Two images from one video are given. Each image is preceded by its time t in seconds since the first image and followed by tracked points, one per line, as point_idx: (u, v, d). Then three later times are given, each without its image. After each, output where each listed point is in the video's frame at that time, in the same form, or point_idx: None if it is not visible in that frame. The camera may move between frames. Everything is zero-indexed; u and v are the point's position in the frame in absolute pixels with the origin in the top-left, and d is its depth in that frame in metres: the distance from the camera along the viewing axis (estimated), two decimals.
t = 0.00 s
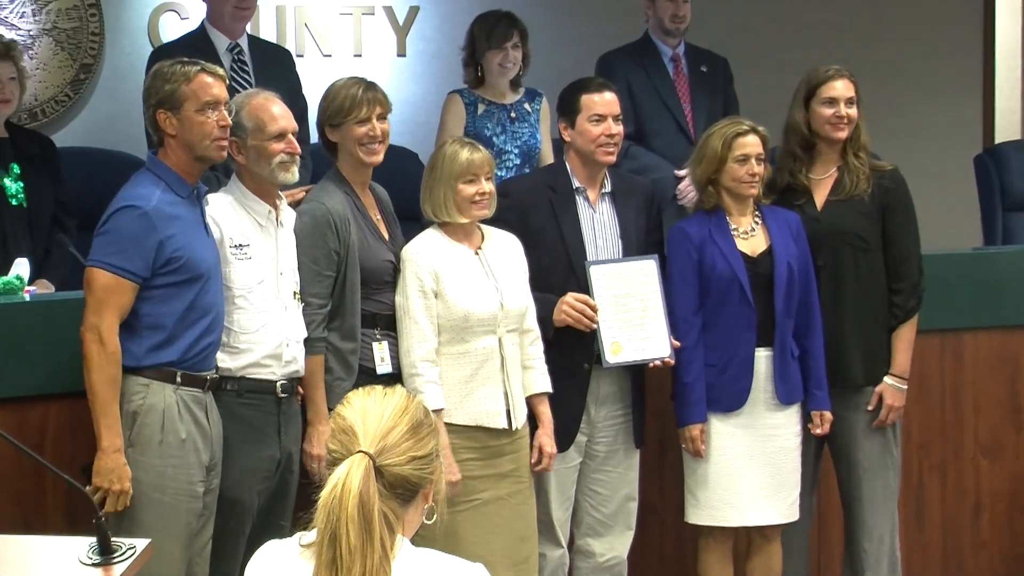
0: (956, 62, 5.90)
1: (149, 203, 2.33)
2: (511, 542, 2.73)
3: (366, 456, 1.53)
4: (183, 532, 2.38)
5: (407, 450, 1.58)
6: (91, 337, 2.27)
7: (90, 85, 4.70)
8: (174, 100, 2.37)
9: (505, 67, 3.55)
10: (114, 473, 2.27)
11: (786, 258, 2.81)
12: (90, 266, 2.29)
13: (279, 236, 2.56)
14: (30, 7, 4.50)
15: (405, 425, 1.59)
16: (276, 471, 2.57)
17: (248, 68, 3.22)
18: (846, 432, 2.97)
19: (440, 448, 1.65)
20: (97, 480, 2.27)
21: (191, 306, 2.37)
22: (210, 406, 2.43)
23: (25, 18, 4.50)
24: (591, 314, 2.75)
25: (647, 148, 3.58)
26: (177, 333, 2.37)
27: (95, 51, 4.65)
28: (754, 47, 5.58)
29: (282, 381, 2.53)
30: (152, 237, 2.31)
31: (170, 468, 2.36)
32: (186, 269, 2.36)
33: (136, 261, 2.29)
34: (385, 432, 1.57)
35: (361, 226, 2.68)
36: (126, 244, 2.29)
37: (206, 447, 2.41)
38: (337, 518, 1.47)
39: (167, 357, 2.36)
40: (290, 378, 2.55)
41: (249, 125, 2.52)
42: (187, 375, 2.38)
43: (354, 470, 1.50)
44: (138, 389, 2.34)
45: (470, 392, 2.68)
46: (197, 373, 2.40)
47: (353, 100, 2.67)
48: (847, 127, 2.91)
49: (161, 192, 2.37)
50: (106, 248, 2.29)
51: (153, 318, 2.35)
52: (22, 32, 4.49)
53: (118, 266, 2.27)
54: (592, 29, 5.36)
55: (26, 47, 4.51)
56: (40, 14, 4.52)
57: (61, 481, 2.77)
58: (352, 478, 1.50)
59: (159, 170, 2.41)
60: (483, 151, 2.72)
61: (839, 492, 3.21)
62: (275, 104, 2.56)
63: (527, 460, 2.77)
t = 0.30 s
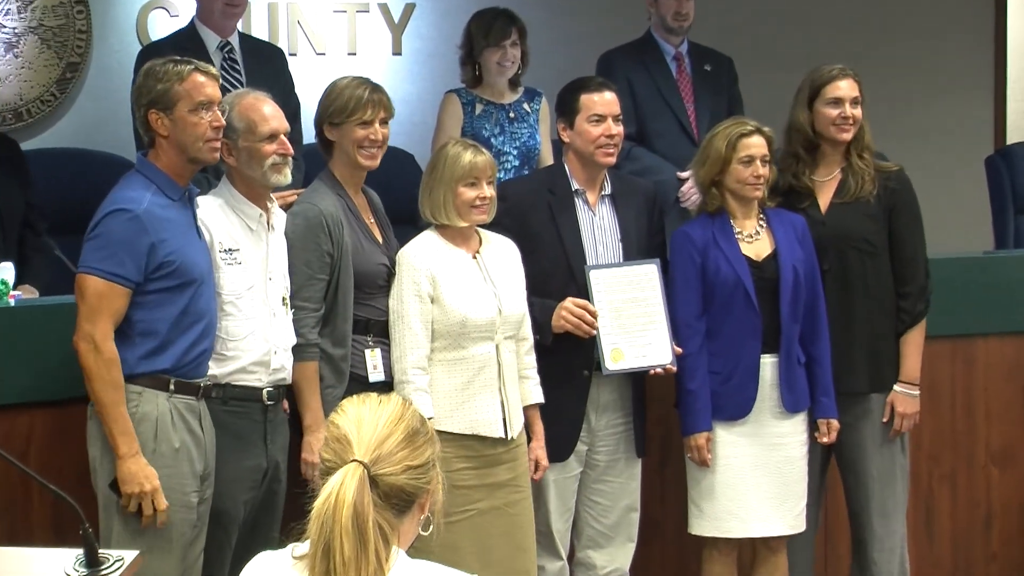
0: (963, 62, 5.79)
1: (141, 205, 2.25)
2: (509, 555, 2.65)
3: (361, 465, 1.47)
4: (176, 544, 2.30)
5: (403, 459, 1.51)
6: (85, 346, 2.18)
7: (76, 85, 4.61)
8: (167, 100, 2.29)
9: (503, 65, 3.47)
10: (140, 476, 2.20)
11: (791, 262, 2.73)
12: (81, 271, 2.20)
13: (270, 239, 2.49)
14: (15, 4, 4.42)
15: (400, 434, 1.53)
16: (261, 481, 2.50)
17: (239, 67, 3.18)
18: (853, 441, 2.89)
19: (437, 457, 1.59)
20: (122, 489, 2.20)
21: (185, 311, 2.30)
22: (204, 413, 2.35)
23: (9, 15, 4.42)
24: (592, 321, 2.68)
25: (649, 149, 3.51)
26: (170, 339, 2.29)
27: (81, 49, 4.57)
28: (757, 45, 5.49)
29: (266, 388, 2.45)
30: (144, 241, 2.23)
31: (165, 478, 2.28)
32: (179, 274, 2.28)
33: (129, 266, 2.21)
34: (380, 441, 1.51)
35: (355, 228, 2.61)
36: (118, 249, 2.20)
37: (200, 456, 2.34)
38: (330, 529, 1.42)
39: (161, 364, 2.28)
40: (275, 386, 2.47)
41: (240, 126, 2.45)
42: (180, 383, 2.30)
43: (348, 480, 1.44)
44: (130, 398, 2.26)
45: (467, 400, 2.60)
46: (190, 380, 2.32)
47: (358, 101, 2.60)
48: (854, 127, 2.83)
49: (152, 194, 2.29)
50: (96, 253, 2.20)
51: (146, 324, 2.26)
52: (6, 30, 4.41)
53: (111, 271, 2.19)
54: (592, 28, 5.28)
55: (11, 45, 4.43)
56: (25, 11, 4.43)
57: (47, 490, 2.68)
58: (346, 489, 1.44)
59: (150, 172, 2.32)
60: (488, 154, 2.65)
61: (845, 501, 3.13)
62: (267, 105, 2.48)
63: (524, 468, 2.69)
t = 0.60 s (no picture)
0: (967, 61, 5.72)
1: (131, 208, 2.17)
2: (507, 569, 2.57)
3: (354, 477, 1.41)
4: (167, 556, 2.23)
5: (398, 470, 1.45)
6: (76, 354, 2.11)
7: (60, 85, 4.51)
8: (158, 100, 2.21)
9: (501, 65, 3.40)
10: (139, 486, 2.14)
11: (795, 267, 2.66)
12: (70, 277, 2.13)
13: (260, 244, 2.41)
14: None
15: (395, 443, 1.46)
16: (251, 494, 2.42)
17: (229, 66, 3.12)
18: (859, 451, 2.82)
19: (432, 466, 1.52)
20: (121, 499, 2.14)
21: (176, 318, 2.22)
22: (195, 422, 2.28)
23: None
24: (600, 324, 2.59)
25: (650, 150, 3.43)
26: (161, 347, 2.21)
27: (66, 48, 4.47)
28: (758, 44, 5.41)
29: (254, 397, 2.37)
30: (135, 246, 2.15)
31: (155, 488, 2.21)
32: (170, 279, 2.20)
33: (119, 271, 2.13)
34: (375, 451, 1.45)
35: (347, 233, 2.53)
36: (107, 254, 2.12)
37: (191, 465, 2.27)
38: (323, 542, 1.36)
39: (152, 372, 2.21)
40: (265, 395, 2.39)
41: (232, 127, 2.37)
42: (170, 392, 2.22)
43: (342, 491, 1.39)
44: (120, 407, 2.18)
45: (464, 409, 2.52)
46: (182, 390, 2.25)
47: (353, 102, 2.53)
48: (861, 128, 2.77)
49: (143, 198, 2.22)
50: (86, 259, 2.12)
51: (136, 332, 2.19)
52: None
53: (100, 277, 2.11)
54: (590, 26, 5.21)
55: None
56: (10, 9, 4.34)
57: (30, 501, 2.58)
58: (339, 500, 1.38)
59: (140, 175, 2.24)
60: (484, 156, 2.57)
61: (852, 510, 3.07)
62: (260, 106, 2.41)
63: (522, 479, 2.61)
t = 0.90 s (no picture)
0: (971, 61, 5.63)
1: (115, 215, 2.09)
2: None
3: (347, 490, 1.34)
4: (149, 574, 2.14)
5: (392, 484, 1.38)
6: (57, 364, 2.03)
7: (43, 88, 4.43)
8: (143, 104, 2.14)
9: (495, 67, 3.33)
10: (112, 504, 2.05)
11: (798, 275, 2.59)
12: (52, 286, 2.05)
13: (250, 251, 2.33)
14: None
15: (389, 456, 1.39)
16: (241, 509, 2.34)
17: (217, 69, 3.06)
18: (866, 462, 2.75)
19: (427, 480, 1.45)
20: (91, 517, 2.05)
21: (163, 328, 2.14)
22: (181, 436, 2.19)
23: None
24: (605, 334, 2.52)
25: (650, 156, 3.36)
26: (147, 358, 2.13)
27: (49, 50, 4.39)
28: (758, 45, 5.34)
29: (246, 410, 2.29)
30: (119, 254, 2.08)
31: (139, 504, 2.13)
32: (156, 288, 2.12)
33: (102, 280, 2.05)
34: (367, 464, 1.38)
35: (339, 241, 2.45)
36: (90, 263, 2.05)
37: (177, 481, 2.18)
38: (314, 558, 1.28)
39: (137, 384, 2.13)
40: (257, 408, 2.31)
41: (221, 132, 2.29)
42: (156, 404, 2.14)
43: (334, 506, 1.31)
44: (104, 419, 2.11)
45: (460, 421, 2.45)
46: (168, 402, 2.17)
47: (345, 107, 2.46)
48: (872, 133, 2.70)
49: (128, 204, 2.14)
50: (70, 267, 2.04)
51: (120, 343, 2.11)
52: None
53: (83, 286, 2.03)
54: (586, 27, 5.13)
55: None
56: None
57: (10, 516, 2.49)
58: (331, 514, 1.31)
59: (125, 181, 2.17)
60: (486, 162, 2.50)
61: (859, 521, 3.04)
62: (250, 110, 2.33)
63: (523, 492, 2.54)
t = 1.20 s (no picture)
0: (977, 59, 5.56)
1: (101, 216, 2.01)
2: None
3: (342, 499, 1.26)
4: None
5: (388, 494, 1.30)
6: (41, 371, 1.95)
7: (30, 85, 4.35)
8: (131, 103, 2.06)
9: (487, 65, 3.26)
10: (101, 513, 1.97)
11: (806, 278, 2.52)
12: (35, 290, 1.97)
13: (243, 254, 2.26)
14: None
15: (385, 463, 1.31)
16: (232, 521, 2.26)
17: (207, 67, 2.98)
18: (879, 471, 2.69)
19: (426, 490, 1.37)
20: (80, 526, 1.96)
21: (151, 333, 2.06)
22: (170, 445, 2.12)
23: None
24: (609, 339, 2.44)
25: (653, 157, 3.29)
26: (134, 365, 2.05)
27: (35, 47, 4.31)
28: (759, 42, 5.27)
29: (239, 419, 2.22)
30: (105, 256, 1.99)
31: (126, 514, 2.05)
32: (143, 292, 2.04)
33: (88, 284, 1.97)
34: (363, 473, 1.30)
35: (335, 243, 2.38)
36: (76, 265, 1.96)
37: (166, 490, 2.10)
38: (308, 570, 1.21)
39: (125, 391, 2.05)
40: (249, 416, 2.23)
41: (212, 133, 2.22)
42: (143, 412, 2.07)
43: (329, 515, 1.23)
44: (90, 427, 2.03)
45: (476, 421, 2.35)
46: (156, 410, 2.09)
47: (341, 106, 2.38)
48: (897, 132, 2.64)
49: (114, 205, 2.06)
50: (54, 270, 1.96)
51: (107, 349, 2.03)
52: None
53: (69, 290, 1.95)
54: (585, 25, 5.07)
55: None
56: None
57: None
58: (325, 523, 1.23)
59: (112, 182, 2.09)
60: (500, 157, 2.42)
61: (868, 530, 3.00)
62: (243, 109, 2.25)
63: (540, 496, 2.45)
